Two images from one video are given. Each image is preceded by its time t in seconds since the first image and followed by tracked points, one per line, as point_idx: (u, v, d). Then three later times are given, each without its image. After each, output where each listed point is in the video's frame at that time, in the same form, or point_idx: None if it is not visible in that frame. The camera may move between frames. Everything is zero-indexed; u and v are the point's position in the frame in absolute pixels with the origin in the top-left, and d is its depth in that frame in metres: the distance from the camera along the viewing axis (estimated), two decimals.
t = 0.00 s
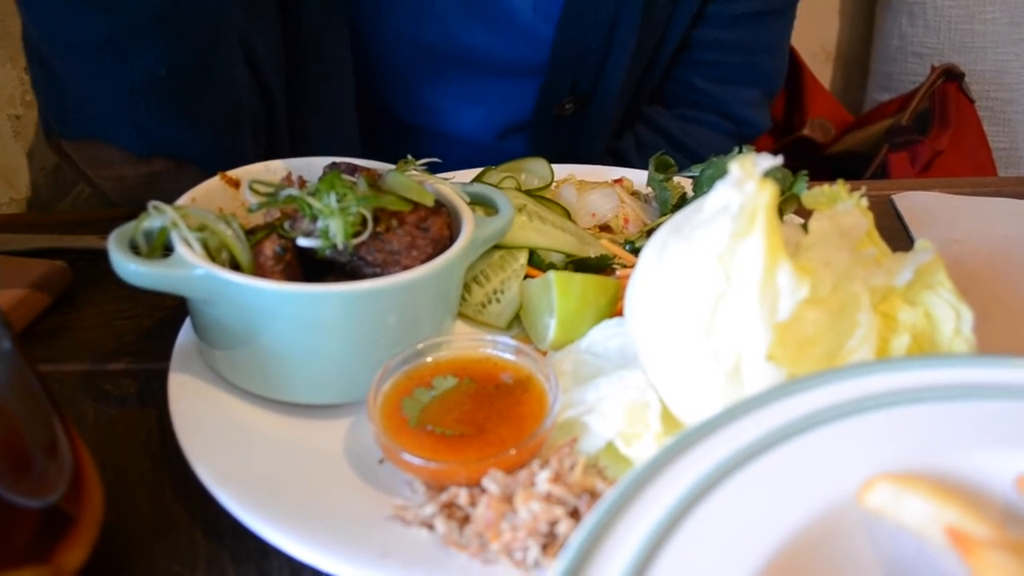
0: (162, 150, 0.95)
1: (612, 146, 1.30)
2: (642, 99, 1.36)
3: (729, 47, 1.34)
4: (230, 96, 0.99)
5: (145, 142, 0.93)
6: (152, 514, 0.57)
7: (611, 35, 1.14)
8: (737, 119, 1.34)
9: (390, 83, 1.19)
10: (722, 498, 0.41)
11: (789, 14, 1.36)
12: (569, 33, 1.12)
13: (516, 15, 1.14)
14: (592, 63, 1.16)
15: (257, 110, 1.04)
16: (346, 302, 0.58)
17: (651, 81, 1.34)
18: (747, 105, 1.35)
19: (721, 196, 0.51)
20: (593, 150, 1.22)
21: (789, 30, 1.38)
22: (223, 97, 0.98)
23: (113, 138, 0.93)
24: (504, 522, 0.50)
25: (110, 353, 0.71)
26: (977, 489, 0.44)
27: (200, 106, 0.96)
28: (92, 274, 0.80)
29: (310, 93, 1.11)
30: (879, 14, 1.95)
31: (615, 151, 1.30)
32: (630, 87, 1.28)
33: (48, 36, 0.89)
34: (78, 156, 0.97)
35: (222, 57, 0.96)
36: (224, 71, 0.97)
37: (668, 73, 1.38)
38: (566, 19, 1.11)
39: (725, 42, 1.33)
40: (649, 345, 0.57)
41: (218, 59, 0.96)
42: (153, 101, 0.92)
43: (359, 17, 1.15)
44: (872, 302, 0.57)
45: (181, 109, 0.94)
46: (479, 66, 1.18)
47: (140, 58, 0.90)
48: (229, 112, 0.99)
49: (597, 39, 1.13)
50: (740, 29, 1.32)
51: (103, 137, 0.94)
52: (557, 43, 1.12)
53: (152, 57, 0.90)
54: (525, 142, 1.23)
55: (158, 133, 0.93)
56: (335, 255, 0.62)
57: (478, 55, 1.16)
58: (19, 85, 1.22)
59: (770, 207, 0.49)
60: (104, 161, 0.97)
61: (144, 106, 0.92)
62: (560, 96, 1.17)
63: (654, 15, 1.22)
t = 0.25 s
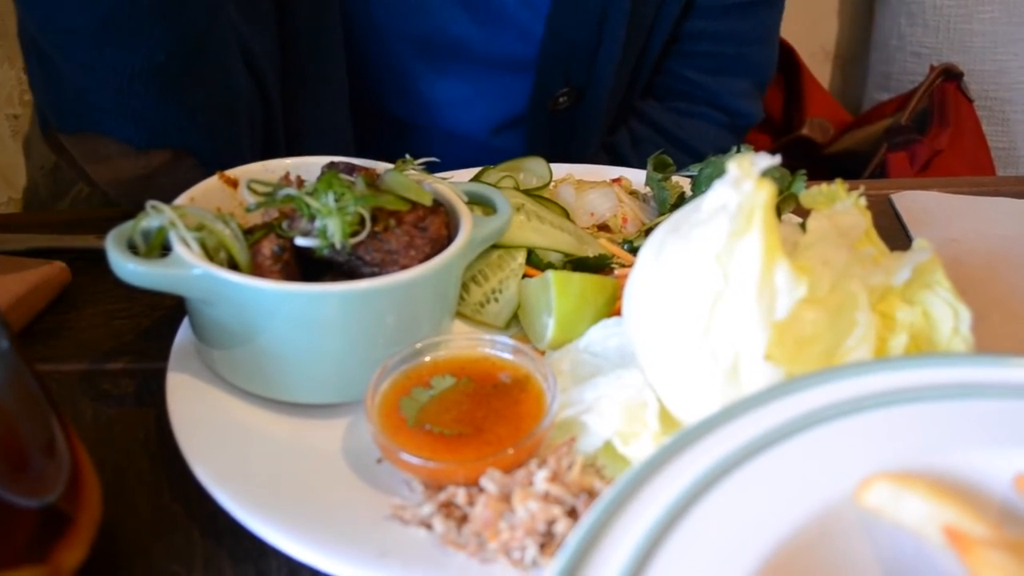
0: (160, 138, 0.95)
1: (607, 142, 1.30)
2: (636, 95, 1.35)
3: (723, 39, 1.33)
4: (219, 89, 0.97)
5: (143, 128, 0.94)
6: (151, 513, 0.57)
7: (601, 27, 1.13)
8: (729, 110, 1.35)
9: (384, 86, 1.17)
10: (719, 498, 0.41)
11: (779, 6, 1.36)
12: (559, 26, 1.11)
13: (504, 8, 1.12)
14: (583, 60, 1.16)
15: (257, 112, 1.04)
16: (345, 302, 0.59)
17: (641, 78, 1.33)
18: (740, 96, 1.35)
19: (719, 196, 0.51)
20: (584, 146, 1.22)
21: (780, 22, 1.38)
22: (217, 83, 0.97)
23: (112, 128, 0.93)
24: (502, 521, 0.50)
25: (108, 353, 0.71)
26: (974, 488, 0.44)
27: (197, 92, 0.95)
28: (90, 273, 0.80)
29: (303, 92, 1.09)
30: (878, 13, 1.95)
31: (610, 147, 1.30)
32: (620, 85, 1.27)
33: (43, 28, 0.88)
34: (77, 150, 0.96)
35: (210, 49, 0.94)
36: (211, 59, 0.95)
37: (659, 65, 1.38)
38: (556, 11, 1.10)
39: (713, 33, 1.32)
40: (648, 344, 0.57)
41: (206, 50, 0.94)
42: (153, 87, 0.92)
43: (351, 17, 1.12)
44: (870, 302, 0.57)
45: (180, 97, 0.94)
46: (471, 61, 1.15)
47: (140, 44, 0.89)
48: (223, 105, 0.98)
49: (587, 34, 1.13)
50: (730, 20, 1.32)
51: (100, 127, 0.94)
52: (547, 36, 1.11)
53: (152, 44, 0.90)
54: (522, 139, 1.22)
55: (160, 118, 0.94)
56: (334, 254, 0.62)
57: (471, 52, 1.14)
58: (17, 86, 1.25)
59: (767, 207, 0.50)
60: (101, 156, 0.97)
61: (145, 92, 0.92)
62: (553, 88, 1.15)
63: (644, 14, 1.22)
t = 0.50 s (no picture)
0: (154, 133, 0.95)
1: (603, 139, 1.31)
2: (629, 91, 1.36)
3: (717, 35, 1.34)
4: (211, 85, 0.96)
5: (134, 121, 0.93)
6: (148, 513, 0.57)
7: (592, 24, 1.14)
8: (723, 106, 1.35)
9: (380, 85, 1.17)
10: (716, 497, 0.40)
11: (772, 2, 1.35)
12: (552, 23, 1.11)
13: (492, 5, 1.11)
14: (576, 59, 1.18)
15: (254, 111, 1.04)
16: (342, 302, 0.59)
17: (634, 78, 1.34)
18: (733, 91, 1.36)
19: (716, 195, 0.51)
20: (579, 144, 1.24)
21: (772, 18, 1.38)
22: (205, 73, 0.95)
23: (104, 122, 0.93)
24: (500, 521, 0.50)
25: (106, 353, 0.71)
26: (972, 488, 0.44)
27: (188, 85, 0.94)
28: (88, 274, 0.80)
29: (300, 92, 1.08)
30: (875, 12, 1.95)
31: (605, 145, 1.30)
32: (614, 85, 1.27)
33: (33, 21, 0.87)
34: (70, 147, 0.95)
35: (200, 41, 0.93)
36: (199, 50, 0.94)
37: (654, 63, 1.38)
38: (547, 8, 1.10)
39: (706, 28, 1.33)
40: (645, 344, 0.57)
41: (195, 43, 0.93)
42: (143, 77, 0.90)
43: (344, 14, 1.12)
44: (868, 300, 0.57)
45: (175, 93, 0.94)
46: (465, 59, 1.15)
47: (127, 35, 0.87)
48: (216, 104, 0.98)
49: (578, 30, 1.13)
50: (723, 16, 1.33)
51: (92, 120, 0.93)
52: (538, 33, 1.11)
53: (140, 35, 0.88)
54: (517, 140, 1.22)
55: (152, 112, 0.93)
56: (331, 254, 0.61)
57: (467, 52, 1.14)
58: (15, 84, 1.23)
59: (765, 206, 0.49)
60: (95, 149, 0.95)
61: (134, 83, 0.90)
62: (548, 86, 1.16)
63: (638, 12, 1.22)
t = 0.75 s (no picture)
0: (150, 130, 0.94)
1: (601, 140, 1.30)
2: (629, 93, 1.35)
3: (718, 36, 1.34)
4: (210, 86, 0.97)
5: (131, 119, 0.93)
6: (147, 513, 0.57)
7: (590, 26, 1.14)
8: (724, 108, 1.35)
9: (378, 86, 1.17)
10: (714, 496, 0.41)
11: (772, 3, 1.35)
12: (550, 22, 1.11)
13: (490, 5, 1.11)
14: (574, 60, 1.18)
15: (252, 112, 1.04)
16: (341, 301, 0.59)
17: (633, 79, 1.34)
18: (734, 94, 1.35)
19: (715, 195, 0.51)
20: (579, 144, 1.24)
21: (773, 19, 1.38)
22: (201, 71, 0.95)
23: (100, 119, 0.92)
24: (498, 520, 0.50)
25: (105, 353, 0.71)
26: (971, 486, 0.44)
27: (183, 81, 0.94)
28: (87, 274, 0.80)
29: (298, 92, 1.08)
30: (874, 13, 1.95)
31: (604, 146, 1.30)
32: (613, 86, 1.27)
33: (31, 18, 0.87)
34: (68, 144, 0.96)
35: (195, 37, 0.93)
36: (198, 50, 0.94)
37: (653, 64, 1.38)
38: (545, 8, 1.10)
39: (705, 30, 1.32)
40: (644, 342, 0.57)
41: (192, 41, 0.93)
42: (138, 72, 0.90)
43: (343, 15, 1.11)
44: (866, 300, 0.58)
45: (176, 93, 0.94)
46: (464, 59, 1.15)
47: (120, 29, 0.87)
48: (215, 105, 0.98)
49: (575, 30, 1.13)
50: (722, 17, 1.32)
51: (89, 117, 0.93)
52: (536, 33, 1.11)
53: (134, 29, 0.87)
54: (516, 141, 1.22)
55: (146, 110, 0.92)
56: (329, 253, 0.61)
57: (467, 52, 1.14)
58: (15, 84, 1.22)
59: (762, 205, 0.49)
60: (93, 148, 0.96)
61: (129, 78, 0.89)
62: (546, 87, 1.16)
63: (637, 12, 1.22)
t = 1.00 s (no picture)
0: (148, 129, 0.94)
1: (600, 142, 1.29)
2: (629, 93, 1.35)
3: (718, 38, 1.33)
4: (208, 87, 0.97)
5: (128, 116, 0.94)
6: (145, 512, 0.57)
7: (591, 30, 1.14)
8: (723, 109, 1.35)
9: (376, 86, 1.17)
10: (709, 495, 0.41)
11: (773, 4, 1.35)
12: (551, 23, 1.11)
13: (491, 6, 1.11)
14: (574, 60, 1.17)
15: (250, 113, 1.04)
16: (338, 301, 0.59)
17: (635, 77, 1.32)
18: (733, 95, 1.36)
19: (711, 194, 0.52)
20: (579, 146, 1.23)
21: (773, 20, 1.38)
22: (199, 70, 0.96)
23: (98, 119, 0.92)
24: (495, 518, 0.50)
25: (104, 352, 0.71)
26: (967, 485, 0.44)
27: (180, 80, 0.94)
28: (86, 274, 0.80)
29: (297, 93, 1.08)
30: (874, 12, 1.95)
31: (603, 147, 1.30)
32: (613, 87, 1.26)
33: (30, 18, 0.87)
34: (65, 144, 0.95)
35: (191, 35, 0.93)
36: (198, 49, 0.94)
37: (653, 66, 1.38)
38: (545, 9, 1.10)
39: (705, 32, 1.32)
40: (640, 342, 0.57)
41: (189, 40, 0.93)
42: (135, 71, 0.90)
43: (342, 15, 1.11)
44: (862, 299, 0.58)
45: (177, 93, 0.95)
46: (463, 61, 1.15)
47: (117, 26, 0.87)
48: (213, 107, 0.98)
49: (576, 34, 1.13)
50: (722, 20, 1.32)
51: (88, 116, 0.93)
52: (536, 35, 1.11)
53: (131, 26, 0.87)
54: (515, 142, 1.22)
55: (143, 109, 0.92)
56: (327, 253, 0.61)
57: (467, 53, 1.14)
58: (13, 85, 1.22)
59: (759, 204, 0.49)
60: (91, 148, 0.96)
61: (126, 76, 0.89)
62: (545, 90, 1.15)
63: (637, 13, 1.21)
